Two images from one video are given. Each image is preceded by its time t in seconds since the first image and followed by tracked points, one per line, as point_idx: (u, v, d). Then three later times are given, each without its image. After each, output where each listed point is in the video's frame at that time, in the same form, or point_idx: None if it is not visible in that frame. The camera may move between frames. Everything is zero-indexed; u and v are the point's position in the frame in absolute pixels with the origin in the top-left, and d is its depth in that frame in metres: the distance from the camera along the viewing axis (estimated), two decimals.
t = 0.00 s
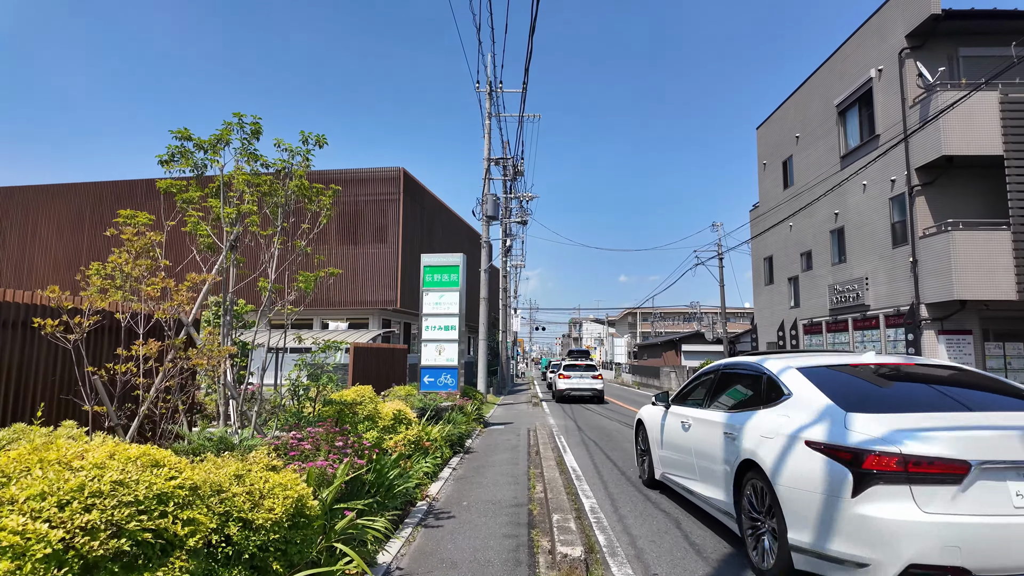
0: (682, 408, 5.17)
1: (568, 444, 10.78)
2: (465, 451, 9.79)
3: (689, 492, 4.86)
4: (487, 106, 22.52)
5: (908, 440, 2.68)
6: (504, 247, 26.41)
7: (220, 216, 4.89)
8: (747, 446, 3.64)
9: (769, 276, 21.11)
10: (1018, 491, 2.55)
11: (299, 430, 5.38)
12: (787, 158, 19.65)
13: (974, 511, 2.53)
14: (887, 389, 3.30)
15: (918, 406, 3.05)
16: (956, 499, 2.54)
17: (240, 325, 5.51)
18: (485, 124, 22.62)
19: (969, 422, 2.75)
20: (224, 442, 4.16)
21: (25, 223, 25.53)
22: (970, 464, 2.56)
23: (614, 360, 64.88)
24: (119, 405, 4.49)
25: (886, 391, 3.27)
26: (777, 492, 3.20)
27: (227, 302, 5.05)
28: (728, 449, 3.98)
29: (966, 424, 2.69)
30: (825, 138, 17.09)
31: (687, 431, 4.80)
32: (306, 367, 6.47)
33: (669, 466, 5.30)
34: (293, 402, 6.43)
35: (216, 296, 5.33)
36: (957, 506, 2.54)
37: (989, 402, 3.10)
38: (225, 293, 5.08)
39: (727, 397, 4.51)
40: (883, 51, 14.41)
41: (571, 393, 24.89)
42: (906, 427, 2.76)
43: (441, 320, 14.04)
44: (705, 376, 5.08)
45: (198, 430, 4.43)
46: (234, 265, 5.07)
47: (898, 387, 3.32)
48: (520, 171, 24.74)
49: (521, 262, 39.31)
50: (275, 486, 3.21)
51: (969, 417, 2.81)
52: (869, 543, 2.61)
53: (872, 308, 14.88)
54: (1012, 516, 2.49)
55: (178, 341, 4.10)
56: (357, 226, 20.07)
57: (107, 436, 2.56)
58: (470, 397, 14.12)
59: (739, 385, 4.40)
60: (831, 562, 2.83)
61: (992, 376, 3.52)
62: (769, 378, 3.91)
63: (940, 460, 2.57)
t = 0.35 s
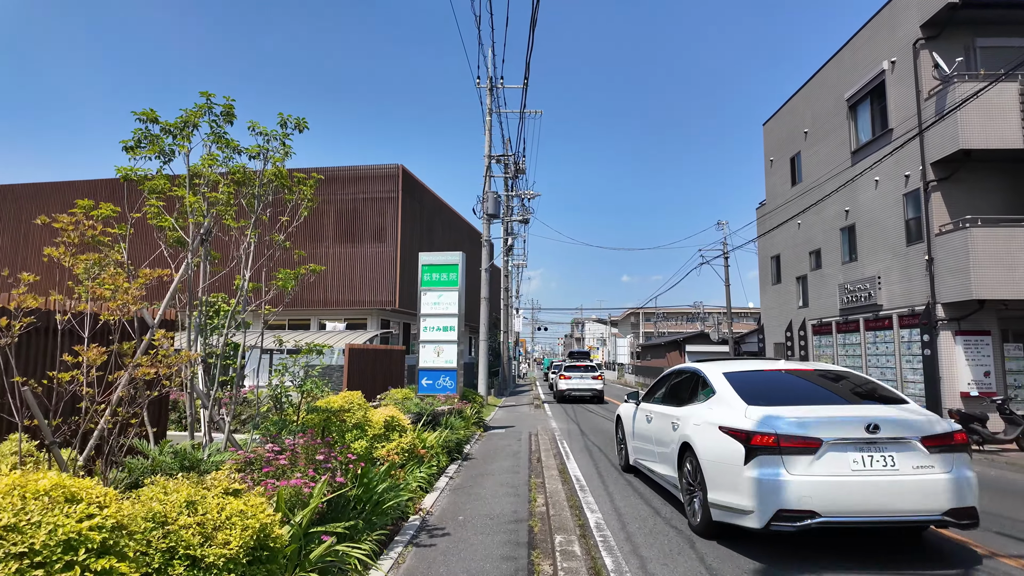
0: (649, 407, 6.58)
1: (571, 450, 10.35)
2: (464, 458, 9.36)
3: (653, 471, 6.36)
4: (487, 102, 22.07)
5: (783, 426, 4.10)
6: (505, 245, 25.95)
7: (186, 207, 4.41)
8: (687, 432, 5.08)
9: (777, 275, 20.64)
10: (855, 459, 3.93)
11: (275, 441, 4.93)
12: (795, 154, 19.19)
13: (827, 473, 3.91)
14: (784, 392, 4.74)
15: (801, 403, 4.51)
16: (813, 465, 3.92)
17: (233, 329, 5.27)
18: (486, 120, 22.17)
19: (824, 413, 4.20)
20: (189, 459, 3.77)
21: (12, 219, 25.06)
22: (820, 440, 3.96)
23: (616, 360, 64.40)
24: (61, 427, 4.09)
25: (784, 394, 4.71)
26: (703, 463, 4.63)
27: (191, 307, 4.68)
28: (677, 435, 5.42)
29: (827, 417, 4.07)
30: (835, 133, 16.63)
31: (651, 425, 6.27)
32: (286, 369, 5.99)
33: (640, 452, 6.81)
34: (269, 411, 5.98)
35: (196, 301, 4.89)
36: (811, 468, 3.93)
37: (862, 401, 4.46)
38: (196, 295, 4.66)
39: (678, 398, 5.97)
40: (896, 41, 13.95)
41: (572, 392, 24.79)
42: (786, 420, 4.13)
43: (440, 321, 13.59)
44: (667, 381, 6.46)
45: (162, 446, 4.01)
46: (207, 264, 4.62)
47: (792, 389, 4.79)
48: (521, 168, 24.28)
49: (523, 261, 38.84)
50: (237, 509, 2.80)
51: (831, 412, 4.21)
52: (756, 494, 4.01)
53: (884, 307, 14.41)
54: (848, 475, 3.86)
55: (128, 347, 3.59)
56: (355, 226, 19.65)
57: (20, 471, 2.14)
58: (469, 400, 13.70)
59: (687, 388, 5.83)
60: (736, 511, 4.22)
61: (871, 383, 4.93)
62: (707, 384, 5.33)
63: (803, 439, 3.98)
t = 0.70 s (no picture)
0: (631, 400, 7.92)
1: (578, 453, 9.94)
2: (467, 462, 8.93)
3: (633, 453, 7.72)
4: (491, 97, 21.63)
5: (726, 412, 5.45)
6: (508, 243, 25.49)
7: (155, 183, 3.94)
8: (658, 420, 6.38)
9: (787, 273, 20.16)
10: (781, 437, 5.27)
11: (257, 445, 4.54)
12: (806, 148, 18.72)
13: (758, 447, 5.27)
14: (730, 385, 6.13)
15: (744, 394, 5.86)
16: (748, 440, 5.27)
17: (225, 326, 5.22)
18: (489, 115, 21.73)
19: (760, 403, 5.53)
20: (154, 467, 3.33)
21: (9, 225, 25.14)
22: (755, 423, 5.30)
23: (621, 361, 63.75)
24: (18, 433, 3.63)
25: (731, 387, 6.10)
26: (667, 441, 5.98)
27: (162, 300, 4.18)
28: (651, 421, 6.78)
29: (760, 405, 5.41)
30: (848, 125, 16.16)
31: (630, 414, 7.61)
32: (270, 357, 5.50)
33: (624, 438, 8.14)
34: (252, 411, 5.52)
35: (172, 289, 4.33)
36: (747, 444, 5.27)
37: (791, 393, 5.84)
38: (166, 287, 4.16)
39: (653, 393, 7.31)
40: (914, 30, 13.48)
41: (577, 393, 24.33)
42: (727, 406, 5.50)
43: (442, 318, 13.17)
44: (645, 377, 7.76)
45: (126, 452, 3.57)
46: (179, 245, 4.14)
47: (740, 383, 6.16)
48: (525, 165, 23.84)
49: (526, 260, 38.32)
50: (195, 529, 2.37)
51: (764, 401, 5.58)
52: (705, 463, 5.36)
53: (901, 305, 13.92)
54: (775, 449, 5.20)
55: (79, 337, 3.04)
56: (358, 223, 19.25)
57: None
58: (472, 401, 13.28)
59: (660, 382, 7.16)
60: (691, 477, 5.57)
61: (804, 376, 6.30)
62: (675, 380, 6.65)
63: (740, 421, 5.33)
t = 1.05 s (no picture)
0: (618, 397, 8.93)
1: (583, 456, 9.53)
2: (467, 467, 8.50)
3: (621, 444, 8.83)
4: (492, 91, 21.20)
5: (691, 404, 6.48)
6: (510, 241, 25.06)
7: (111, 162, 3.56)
8: (637, 412, 7.46)
9: (795, 271, 19.72)
10: (737, 424, 6.30)
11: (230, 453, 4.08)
12: (814, 143, 18.28)
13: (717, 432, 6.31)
14: (697, 382, 7.20)
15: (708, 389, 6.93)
16: (709, 427, 6.30)
17: (216, 324, 4.74)
18: (490, 110, 21.29)
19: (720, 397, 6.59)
20: (104, 480, 2.91)
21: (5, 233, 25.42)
22: (714, 413, 6.33)
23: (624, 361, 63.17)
24: None
25: (697, 384, 7.18)
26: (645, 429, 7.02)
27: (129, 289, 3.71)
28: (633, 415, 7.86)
29: (719, 397, 6.46)
30: (859, 119, 15.72)
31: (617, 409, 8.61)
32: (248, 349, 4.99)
33: (614, 430, 9.14)
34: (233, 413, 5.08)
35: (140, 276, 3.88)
36: (707, 430, 6.30)
37: (747, 389, 6.91)
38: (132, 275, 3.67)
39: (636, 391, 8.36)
40: (929, 18, 13.05)
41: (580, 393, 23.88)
42: (692, 398, 6.55)
43: (441, 316, 12.75)
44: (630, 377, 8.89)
45: (72, 461, 3.11)
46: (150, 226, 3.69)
47: (707, 380, 7.23)
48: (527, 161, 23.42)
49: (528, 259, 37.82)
50: (127, 560, 1.94)
51: (723, 395, 6.65)
52: (674, 446, 6.39)
53: (916, 303, 13.46)
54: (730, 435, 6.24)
55: None
56: (355, 221, 18.84)
57: None
58: (473, 402, 12.86)
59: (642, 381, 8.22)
60: (662, 458, 6.62)
61: (764, 376, 7.36)
62: (652, 379, 7.71)
63: (703, 411, 6.37)
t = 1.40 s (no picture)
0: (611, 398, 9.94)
1: (588, 464, 9.07)
2: (465, 476, 8.02)
3: (612, 439, 9.93)
4: (494, 88, 20.78)
5: (668, 404, 7.52)
6: (511, 240, 24.59)
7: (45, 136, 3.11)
8: (625, 411, 8.52)
9: (804, 271, 19.24)
10: (707, 421, 7.34)
11: (192, 471, 3.59)
12: (823, 139, 17.84)
13: (691, 427, 7.36)
14: (676, 385, 8.26)
15: (686, 389, 7.96)
16: (683, 423, 7.34)
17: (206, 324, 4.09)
18: (491, 106, 20.85)
19: (693, 396, 7.62)
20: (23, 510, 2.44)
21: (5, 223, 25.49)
22: (687, 411, 7.38)
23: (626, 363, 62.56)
24: None
25: (676, 386, 8.26)
26: (630, 425, 8.08)
27: (79, 287, 3.15)
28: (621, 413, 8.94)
29: (692, 397, 7.51)
30: (871, 113, 15.27)
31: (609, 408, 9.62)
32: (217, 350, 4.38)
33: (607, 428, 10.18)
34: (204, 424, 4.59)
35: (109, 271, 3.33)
36: (682, 426, 7.35)
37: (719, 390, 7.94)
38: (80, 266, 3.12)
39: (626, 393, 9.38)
40: (945, 7, 12.60)
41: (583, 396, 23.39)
42: (668, 398, 7.62)
43: (439, 317, 12.28)
44: (620, 379, 9.94)
45: None
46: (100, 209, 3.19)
47: (685, 382, 8.28)
48: (529, 159, 22.96)
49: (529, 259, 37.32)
50: None
51: (696, 395, 7.69)
52: (653, 440, 7.45)
53: (932, 303, 12.97)
54: (700, 430, 7.29)
55: None
56: (351, 220, 18.39)
57: None
58: (473, 406, 12.40)
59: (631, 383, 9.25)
60: (643, 451, 7.67)
61: (737, 380, 8.36)
62: (638, 381, 8.75)
63: (678, 409, 7.42)
